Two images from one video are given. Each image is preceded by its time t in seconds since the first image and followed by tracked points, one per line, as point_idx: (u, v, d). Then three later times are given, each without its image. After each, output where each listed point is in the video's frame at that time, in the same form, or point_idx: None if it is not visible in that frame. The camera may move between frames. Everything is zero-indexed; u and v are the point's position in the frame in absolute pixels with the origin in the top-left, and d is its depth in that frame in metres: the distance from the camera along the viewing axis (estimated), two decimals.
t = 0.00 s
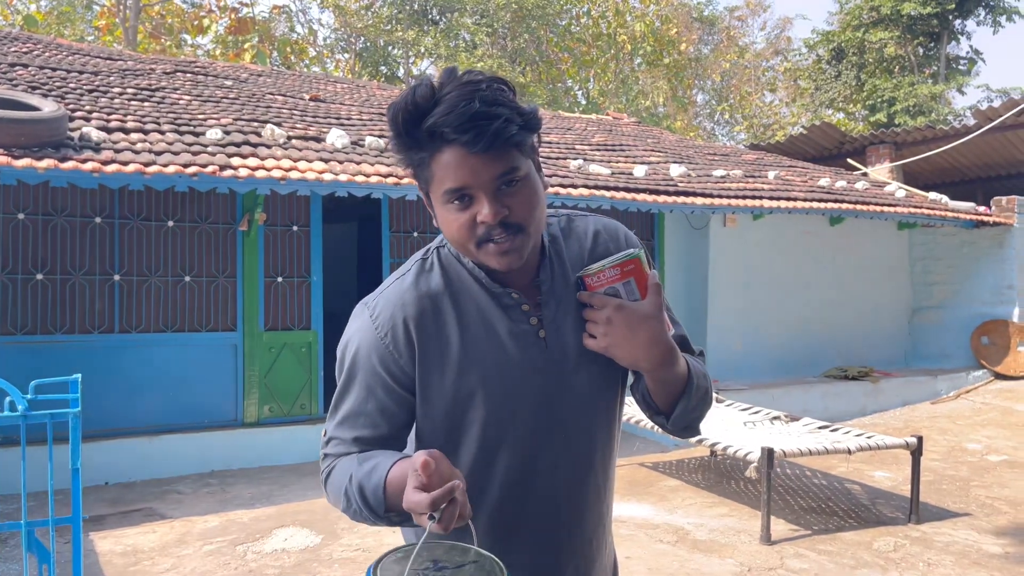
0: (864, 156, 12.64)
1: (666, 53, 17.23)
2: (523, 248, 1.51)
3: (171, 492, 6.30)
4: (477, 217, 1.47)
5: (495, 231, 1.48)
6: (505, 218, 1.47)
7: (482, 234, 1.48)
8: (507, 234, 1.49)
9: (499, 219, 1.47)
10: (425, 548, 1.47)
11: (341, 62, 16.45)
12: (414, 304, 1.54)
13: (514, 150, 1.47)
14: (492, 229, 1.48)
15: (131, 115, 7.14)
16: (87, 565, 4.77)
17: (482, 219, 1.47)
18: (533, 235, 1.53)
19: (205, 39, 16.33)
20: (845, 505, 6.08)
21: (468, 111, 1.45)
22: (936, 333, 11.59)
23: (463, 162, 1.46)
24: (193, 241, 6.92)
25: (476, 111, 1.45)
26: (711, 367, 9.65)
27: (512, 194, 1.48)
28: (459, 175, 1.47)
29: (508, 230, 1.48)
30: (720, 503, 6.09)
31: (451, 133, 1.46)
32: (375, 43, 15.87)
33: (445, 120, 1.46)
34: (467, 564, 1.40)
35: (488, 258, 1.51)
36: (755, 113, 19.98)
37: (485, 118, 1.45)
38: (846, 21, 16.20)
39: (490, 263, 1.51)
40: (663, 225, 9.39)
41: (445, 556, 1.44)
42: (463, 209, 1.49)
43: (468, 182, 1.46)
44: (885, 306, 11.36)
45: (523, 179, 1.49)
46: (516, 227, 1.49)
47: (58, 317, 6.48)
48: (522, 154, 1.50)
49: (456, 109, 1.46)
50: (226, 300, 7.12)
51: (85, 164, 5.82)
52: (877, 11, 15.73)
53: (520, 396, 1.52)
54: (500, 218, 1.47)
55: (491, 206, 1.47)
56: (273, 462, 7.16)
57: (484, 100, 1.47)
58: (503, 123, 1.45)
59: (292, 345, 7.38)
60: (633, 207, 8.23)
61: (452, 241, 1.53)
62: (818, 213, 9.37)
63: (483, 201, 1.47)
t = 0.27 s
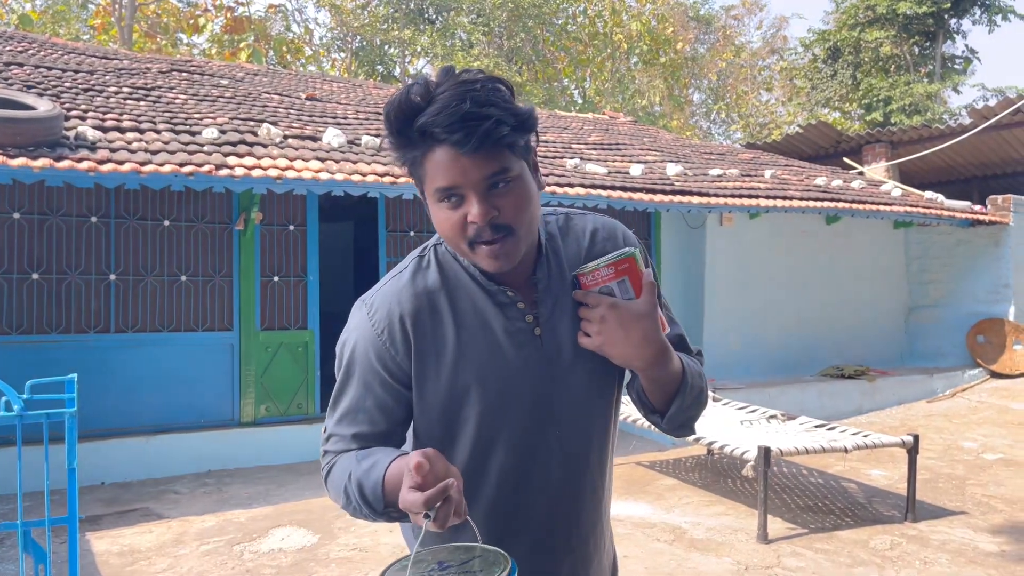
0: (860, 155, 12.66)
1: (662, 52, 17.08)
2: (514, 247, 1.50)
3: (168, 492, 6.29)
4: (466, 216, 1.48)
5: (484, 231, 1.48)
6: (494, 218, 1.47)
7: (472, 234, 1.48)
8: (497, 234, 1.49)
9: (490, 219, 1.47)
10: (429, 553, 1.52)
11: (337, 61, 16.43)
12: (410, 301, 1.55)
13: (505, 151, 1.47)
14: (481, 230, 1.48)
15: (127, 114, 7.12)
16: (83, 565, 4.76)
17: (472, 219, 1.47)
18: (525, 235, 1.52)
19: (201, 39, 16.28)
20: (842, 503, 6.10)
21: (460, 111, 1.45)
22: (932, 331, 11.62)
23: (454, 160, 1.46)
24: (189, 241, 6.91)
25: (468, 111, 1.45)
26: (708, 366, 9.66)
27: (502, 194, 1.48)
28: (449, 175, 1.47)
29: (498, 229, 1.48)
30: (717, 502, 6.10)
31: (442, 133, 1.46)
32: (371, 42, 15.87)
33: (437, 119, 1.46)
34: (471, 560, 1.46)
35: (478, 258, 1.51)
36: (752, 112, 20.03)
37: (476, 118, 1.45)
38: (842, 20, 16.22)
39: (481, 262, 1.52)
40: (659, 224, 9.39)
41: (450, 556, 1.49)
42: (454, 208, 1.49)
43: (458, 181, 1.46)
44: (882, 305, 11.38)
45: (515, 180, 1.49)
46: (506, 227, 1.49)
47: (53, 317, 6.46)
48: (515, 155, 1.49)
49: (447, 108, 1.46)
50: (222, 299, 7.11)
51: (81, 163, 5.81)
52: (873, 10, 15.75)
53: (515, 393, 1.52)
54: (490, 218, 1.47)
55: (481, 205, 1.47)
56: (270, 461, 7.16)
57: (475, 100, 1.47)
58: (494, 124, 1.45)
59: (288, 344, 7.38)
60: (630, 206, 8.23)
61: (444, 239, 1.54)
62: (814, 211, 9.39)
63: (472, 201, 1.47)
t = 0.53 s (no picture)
0: (858, 154, 12.67)
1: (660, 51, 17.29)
2: (501, 253, 1.52)
3: (166, 492, 6.28)
4: (456, 220, 1.50)
5: (471, 234, 1.50)
6: (483, 224, 1.49)
7: (459, 238, 1.50)
8: (483, 239, 1.50)
9: (477, 225, 1.49)
10: (439, 532, 1.57)
11: (334, 60, 16.41)
12: (412, 294, 1.59)
13: (501, 160, 1.47)
14: (469, 233, 1.50)
15: (125, 114, 7.11)
16: (81, 565, 4.76)
17: (460, 223, 1.49)
18: (517, 239, 1.53)
19: (198, 38, 16.24)
20: (840, 502, 6.10)
21: (458, 116, 1.46)
22: (930, 330, 11.64)
23: (447, 166, 1.47)
24: (187, 240, 6.90)
25: (466, 117, 1.46)
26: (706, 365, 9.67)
27: (493, 201, 1.49)
28: (443, 179, 1.49)
29: (485, 235, 1.50)
30: (715, 501, 6.10)
31: (440, 137, 1.47)
32: (368, 41, 15.86)
33: (435, 123, 1.47)
34: (479, 534, 1.50)
35: (467, 259, 1.53)
36: (749, 111, 20.06)
37: (474, 128, 1.46)
38: (839, 19, 16.22)
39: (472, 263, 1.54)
40: (658, 223, 9.39)
41: (459, 534, 1.54)
42: (447, 211, 1.51)
43: (450, 184, 1.48)
44: (879, 304, 11.39)
45: (510, 187, 1.49)
46: (493, 234, 1.50)
47: (51, 317, 6.45)
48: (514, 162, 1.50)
49: (447, 113, 1.47)
50: (220, 298, 7.10)
51: (78, 163, 5.80)
52: (871, 9, 15.74)
53: (509, 389, 1.56)
54: (478, 224, 1.49)
55: (470, 210, 1.48)
56: (269, 461, 7.16)
57: (476, 108, 1.48)
58: (489, 134, 1.46)
59: (287, 344, 7.37)
60: (628, 205, 8.22)
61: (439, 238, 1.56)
62: (812, 210, 9.39)
63: (462, 205, 1.49)
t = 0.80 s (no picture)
0: (857, 152, 12.67)
1: (659, 50, 17.33)
2: (490, 246, 1.52)
3: (166, 491, 6.28)
4: (445, 212, 1.51)
5: (459, 227, 1.51)
6: (469, 217, 1.50)
7: (449, 231, 1.52)
8: (470, 232, 1.51)
9: (463, 218, 1.49)
10: (435, 493, 1.57)
11: (333, 59, 16.44)
12: (413, 286, 1.63)
13: (491, 155, 1.48)
14: (457, 225, 1.51)
15: (123, 113, 7.10)
16: (80, 565, 4.75)
17: (448, 215, 1.50)
18: (508, 235, 1.53)
19: (196, 37, 16.23)
20: (839, 500, 6.10)
21: (449, 111, 1.48)
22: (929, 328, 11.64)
23: (437, 159, 1.49)
24: (186, 239, 6.90)
25: (457, 111, 1.48)
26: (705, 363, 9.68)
27: (480, 195, 1.49)
28: (434, 172, 1.50)
29: (471, 228, 1.50)
30: (715, 499, 6.10)
31: (431, 129, 1.49)
32: (367, 40, 15.88)
33: (428, 116, 1.50)
34: (472, 502, 1.49)
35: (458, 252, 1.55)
36: (748, 110, 20.07)
37: (464, 122, 1.47)
38: (839, 17, 16.22)
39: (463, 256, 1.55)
40: (657, 221, 9.38)
41: (453, 498, 1.53)
42: (438, 204, 1.53)
43: (440, 177, 1.50)
44: (878, 302, 11.40)
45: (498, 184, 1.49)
46: (481, 226, 1.50)
47: (50, 317, 6.45)
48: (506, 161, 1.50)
49: (439, 108, 1.49)
50: (219, 297, 7.10)
51: (77, 162, 5.79)
52: (870, 7, 15.73)
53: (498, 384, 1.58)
54: (463, 216, 1.50)
55: (457, 203, 1.49)
56: (269, 460, 7.15)
57: (470, 103, 1.49)
58: (477, 128, 1.47)
59: (286, 343, 7.37)
60: (628, 203, 8.22)
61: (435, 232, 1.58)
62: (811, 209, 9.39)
63: (451, 197, 1.50)
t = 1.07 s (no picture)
0: (860, 146, 12.64)
1: (660, 45, 17.21)
2: (535, 223, 1.53)
3: (172, 493, 6.30)
4: (489, 195, 1.51)
5: (507, 208, 1.51)
6: (516, 194, 1.51)
7: (494, 212, 1.51)
8: (520, 210, 1.51)
9: (510, 196, 1.50)
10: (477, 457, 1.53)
11: (334, 59, 16.47)
12: (432, 280, 1.60)
13: (524, 132, 1.52)
14: (503, 206, 1.51)
15: (125, 116, 7.11)
16: (88, 567, 4.78)
17: (495, 197, 1.50)
18: (544, 213, 1.55)
19: (197, 39, 16.26)
20: (845, 494, 6.10)
21: (480, 95, 1.50)
22: (934, 321, 11.61)
23: (474, 143, 1.50)
24: (189, 242, 6.91)
25: (488, 95, 1.50)
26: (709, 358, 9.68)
27: (524, 174, 1.52)
28: (471, 157, 1.51)
29: (519, 207, 1.51)
30: (720, 494, 6.10)
31: (463, 117, 1.50)
32: (368, 40, 15.91)
33: (457, 104, 1.50)
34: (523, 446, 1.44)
35: (501, 235, 1.53)
36: (750, 104, 20.04)
37: (495, 102, 1.50)
38: (839, 10, 16.14)
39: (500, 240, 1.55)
40: (659, 217, 9.37)
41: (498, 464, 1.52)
42: (476, 188, 1.53)
43: (479, 160, 1.51)
44: (882, 295, 11.38)
45: (534, 161, 1.53)
46: (526, 204, 1.52)
47: (54, 320, 6.48)
48: (534, 138, 1.55)
49: (467, 94, 1.51)
50: (223, 299, 7.11)
51: (80, 165, 5.81)
52: None
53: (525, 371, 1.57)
54: (511, 195, 1.50)
55: (504, 183, 1.50)
56: (275, 460, 7.16)
57: (494, 85, 1.52)
58: (511, 107, 1.50)
59: (290, 343, 7.39)
60: (629, 200, 8.22)
61: (467, 220, 1.57)
62: (813, 202, 9.38)
63: (494, 179, 1.51)
